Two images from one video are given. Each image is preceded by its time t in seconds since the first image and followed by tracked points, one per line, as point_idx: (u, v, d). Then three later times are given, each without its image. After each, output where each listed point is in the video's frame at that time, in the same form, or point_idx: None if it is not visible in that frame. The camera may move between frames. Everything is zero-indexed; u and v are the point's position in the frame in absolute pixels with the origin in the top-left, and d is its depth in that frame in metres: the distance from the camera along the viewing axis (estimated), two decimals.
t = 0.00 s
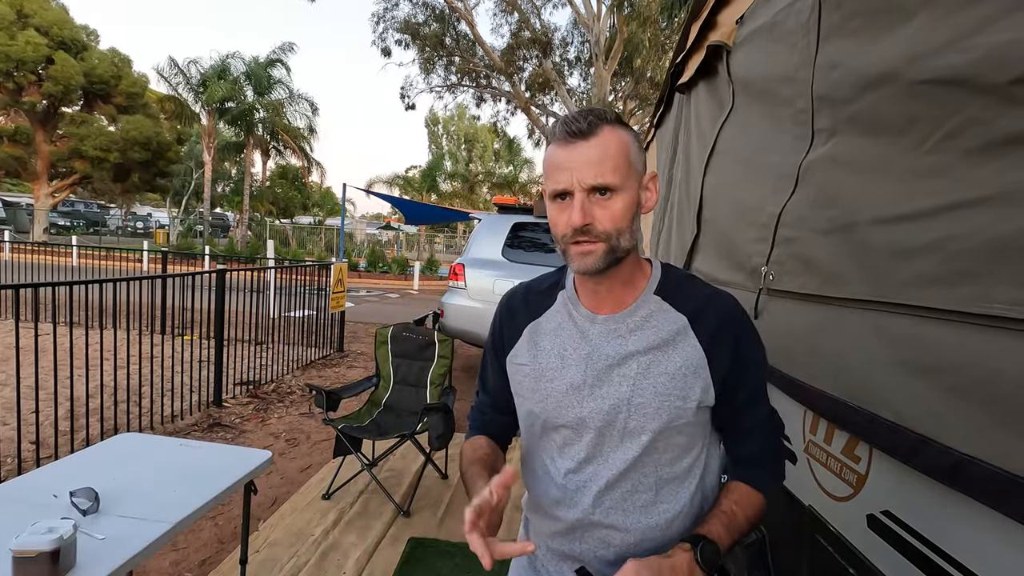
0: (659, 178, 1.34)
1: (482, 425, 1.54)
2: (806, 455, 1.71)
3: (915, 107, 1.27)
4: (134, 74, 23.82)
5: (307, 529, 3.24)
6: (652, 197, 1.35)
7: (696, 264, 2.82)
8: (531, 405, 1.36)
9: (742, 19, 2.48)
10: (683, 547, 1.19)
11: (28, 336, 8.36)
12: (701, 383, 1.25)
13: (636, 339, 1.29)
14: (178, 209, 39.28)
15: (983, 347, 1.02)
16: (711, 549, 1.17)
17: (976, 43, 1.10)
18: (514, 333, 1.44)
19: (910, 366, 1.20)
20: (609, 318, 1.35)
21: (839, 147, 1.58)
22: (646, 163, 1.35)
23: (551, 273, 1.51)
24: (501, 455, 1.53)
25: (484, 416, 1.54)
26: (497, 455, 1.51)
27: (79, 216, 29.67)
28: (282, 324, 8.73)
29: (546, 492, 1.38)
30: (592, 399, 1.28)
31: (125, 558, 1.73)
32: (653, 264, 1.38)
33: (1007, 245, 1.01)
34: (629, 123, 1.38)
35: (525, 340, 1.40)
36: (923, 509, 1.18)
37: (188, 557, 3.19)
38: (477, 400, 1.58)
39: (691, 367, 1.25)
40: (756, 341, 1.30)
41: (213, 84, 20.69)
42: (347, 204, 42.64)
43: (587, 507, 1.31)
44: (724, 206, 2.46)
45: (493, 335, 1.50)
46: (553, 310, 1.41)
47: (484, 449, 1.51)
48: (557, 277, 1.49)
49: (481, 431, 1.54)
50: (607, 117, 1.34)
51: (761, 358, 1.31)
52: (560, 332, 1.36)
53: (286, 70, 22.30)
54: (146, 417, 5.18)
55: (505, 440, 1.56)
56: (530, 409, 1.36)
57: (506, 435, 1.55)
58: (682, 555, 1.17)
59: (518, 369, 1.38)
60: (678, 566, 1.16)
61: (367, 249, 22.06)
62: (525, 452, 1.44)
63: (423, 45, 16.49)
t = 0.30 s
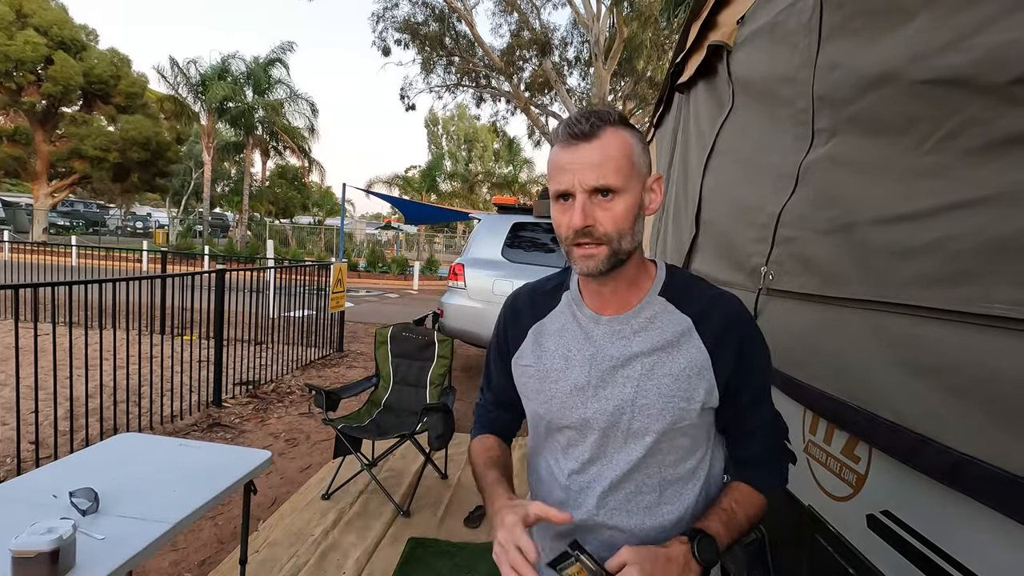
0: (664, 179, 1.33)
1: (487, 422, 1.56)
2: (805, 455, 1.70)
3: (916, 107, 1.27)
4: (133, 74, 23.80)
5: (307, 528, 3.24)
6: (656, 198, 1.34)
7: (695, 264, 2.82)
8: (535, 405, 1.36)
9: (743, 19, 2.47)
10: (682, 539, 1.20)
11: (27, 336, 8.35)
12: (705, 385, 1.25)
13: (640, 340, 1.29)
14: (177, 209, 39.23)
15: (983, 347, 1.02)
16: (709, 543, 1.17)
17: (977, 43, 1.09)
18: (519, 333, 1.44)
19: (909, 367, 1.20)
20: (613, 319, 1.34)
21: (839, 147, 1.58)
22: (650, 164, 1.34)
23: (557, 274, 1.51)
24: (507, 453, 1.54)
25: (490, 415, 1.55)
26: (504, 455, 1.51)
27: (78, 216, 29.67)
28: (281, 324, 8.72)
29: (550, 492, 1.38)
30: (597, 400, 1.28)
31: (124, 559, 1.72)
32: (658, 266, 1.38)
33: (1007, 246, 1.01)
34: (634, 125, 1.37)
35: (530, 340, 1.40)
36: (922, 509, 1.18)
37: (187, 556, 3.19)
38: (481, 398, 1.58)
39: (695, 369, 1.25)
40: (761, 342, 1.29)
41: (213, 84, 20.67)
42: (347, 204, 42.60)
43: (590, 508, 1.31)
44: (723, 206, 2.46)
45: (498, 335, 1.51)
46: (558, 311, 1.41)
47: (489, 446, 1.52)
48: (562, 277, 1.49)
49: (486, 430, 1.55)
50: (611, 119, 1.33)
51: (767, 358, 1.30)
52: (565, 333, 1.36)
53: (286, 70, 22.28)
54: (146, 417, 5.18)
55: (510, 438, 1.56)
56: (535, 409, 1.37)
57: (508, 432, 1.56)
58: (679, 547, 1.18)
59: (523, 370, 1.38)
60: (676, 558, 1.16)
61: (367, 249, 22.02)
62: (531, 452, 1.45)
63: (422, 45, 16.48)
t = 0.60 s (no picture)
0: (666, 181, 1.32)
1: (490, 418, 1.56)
2: (805, 455, 1.70)
3: (914, 108, 1.27)
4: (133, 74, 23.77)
5: (307, 528, 3.24)
6: (658, 200, 1.34)
7: (695, 264, 2.82)
8: (537, 404, 1.37)
9: (742, 19, 2.47)
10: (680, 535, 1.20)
11: (27, 337, 8.35)
12: (707, 385, 1.25)
13: (641, 340, 1.29)
14: (177, 209, 39.20)
15: (983, 347, 1.02)
16: (707, 539, 1.17)
17: (976, 43, 1.09)
18: (522, 331, 1.45)
19: (910, 367, 1.20)
20: (614, 318, 1.34)
21: (838, 148, 1.58)
22: (652, 166, 1.33)
23: (559, 273, 1.51)
24: (512, 450, 1.54)
25: (493, 412, 1.55)
26: (510, 454, 1.52)
27: (78, 216, 29.66)
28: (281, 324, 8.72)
29: (551, 492, 1.39)
30: (598, 399, 1.28)
31: (124, 559, 1.72)
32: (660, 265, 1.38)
33: (1007, 246, 1.01)
34: (636, 126, 1.36)
35: (532, 339, 1.40)
36: (922, 509, 1.18)
37: (187, 556, 3.19)
38: (484, 394, 1.58)
39: (697, 369, 1.25)
40: (763, 342, 1.29)
41: (213, 84, 20.63)
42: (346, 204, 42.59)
43: (591, 507, 1.32)
44: (723, 206, 2.46)
45: (500, 334, 1.51)
46: (560, 310, 1.41)
47: (493, 443, 1.52)
48: (564, 276, 1.49)
49: (490, 427, 1.55)
50: (612, 122, 1.32)
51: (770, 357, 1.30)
52: (567, 332, 1.36)
53: (285, 70, 22.27)
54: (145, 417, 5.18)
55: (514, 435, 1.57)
56: (536, 408, 1.37)
57: (513, 428, 1.57)
58: (678, 542, 1.17)
59: (525, 369, 1.39)
60: (675, 553, 1.16)
61: (367, 249, 21.99)
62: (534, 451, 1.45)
63: (422, 44, 16.47)
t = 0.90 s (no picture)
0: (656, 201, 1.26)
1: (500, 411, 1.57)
2: (805, 455, 1.70)
3: (913, 107, 1.28)
4: (133, 74, 23.77)
5: (306, 529, 3.24)
6: (649, 221, 1.28)
7: (695, 264, 2.82)
8: (538, 397, 1.39)
9: (742, 19, 2.47)
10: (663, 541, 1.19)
11: (26, 337, 8.33)
12: (700, 390, 1.24)
13: (637, 342, 1.28)
14: (176, 209, 39.16)
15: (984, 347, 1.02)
16: (691, 548, 1.16)
17: (975, 43, 1.09)
18: (528, 327, 1.45)
19: (910, 367, 1.20)
20: (612, 321, 1.33)
21: (837, 148, 1.58)
22: (637, 193, 1.25)
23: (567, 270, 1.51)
24: (522, 445, 1.54)
25: (502, 405, 1.57)
26: (519, 451, 1.51)
27: (77, 216, 29.64)
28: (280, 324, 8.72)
29: (550, 482, 1.42)
30: (591, 397, 1.30)
31: (123, 559, 1.72)
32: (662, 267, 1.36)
33: (1005, 246, 1.01)
34: (615, 150, 1.26)
35: (537, 334, 1.41)
36: (923, 510, 1.18)
37: (187, 557, 3.18)
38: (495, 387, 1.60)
39: (691, 374, 1.24)
40: (764, 346, 1.26)
41: (213, 84, 20.48)
42: (346, 204, 42.59)
43: (584, 499, 1.35)
44: (722, 206, 2.46)
45: (510, 329, 1.52)
46: (564, 309, 1.41)
47: (502, 436, 1.53)
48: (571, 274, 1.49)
49: (501, 420, 1.56)
50: (589, 161, 1.22)
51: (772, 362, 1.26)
52: (568, 329, 1.37)
53: (285, 70, 22.28)
54: (145, 417, 5.17)
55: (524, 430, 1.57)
56: (537, 400, 1.40)
57: (523, 423, 1.57)
58: (661, 550, 1.16)
59: (529, 364, 1.40)
60: (655, 560, 1.15)
61: (366, 249, 21.98)
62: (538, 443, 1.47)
63: (422, 44, 16.43)
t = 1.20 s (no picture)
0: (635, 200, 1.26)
1: (493, 411, 1.59)
2: (804, 454, 1.70)
3: (914, 108, 1.28)
4: (133, 74, 23.77)
5: (306, 528, 3.24)
6: (629, 218, 1.28)
7: (696, 265, 2.82)
8: (525, 394, 1.41)
9: (743, 19, 2.47)
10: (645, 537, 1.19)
11: (26, 337, 8.33)
12: (680, 384, 1.24)
13: (618, 338, 1.29)
14: (176, 209, 39.14)
15: (984, 347, 1.02)
16: (669, 543, 1.16)
17: (976, 43, 1.09)
18: (515, 328, 1.47)
19: (910, 367, 1.20)
20: (596, 317, 1.33)
21: (838, 148, 1.58)
22: (617, 191, 1.26)
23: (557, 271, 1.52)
24: (516, 444, 1.55)
25: (494, 405, 1.58)
26: (513, 450, 1.52)
27: (77, 216, 29.64)
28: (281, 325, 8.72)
29: (540, 480, 1.42)
30: (575, 392, 1.30)
31: (123, 559, 1.72)
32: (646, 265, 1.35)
33: (1006, 246, 1.01)
34: (595, 150, 1.27)
35: (524, 333, 1.43)
36: (922, 509, 1.18)
37: (187, 557, 3.18)
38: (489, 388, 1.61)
39: (670, 369, 1.24)
40: (744, 342, 1.26)
41: (212, 84, 20.45)
42: (346, 204, 42.56)
43: (569, 494, 1.35)
44: (724, 206, 2.45)
45: (501, 331, 1.54)
46: (549, 308, 1.42)
47: (496, 436, 1.54)
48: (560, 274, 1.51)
49: (494, 421, 1.58)
50: (568, 160, 1.24)
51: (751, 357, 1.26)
52: (553, 327, 1.38)
53: (285, 70, 22.28)
54: (145, 417, 5.17)
55: (517, 430, 1.58)
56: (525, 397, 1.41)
57: (518, 423, 1.58)
58: (642, 545, 1.16)
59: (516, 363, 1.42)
60: (638, 555, 1.14)
61: (366, 249, 21.99)
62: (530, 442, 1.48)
63: (422, 44, 16.41)
